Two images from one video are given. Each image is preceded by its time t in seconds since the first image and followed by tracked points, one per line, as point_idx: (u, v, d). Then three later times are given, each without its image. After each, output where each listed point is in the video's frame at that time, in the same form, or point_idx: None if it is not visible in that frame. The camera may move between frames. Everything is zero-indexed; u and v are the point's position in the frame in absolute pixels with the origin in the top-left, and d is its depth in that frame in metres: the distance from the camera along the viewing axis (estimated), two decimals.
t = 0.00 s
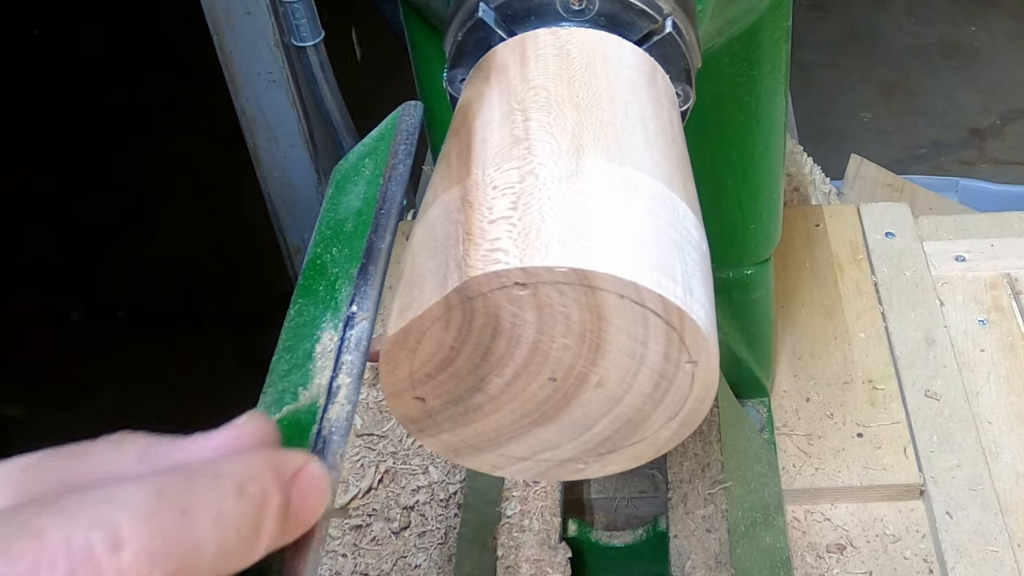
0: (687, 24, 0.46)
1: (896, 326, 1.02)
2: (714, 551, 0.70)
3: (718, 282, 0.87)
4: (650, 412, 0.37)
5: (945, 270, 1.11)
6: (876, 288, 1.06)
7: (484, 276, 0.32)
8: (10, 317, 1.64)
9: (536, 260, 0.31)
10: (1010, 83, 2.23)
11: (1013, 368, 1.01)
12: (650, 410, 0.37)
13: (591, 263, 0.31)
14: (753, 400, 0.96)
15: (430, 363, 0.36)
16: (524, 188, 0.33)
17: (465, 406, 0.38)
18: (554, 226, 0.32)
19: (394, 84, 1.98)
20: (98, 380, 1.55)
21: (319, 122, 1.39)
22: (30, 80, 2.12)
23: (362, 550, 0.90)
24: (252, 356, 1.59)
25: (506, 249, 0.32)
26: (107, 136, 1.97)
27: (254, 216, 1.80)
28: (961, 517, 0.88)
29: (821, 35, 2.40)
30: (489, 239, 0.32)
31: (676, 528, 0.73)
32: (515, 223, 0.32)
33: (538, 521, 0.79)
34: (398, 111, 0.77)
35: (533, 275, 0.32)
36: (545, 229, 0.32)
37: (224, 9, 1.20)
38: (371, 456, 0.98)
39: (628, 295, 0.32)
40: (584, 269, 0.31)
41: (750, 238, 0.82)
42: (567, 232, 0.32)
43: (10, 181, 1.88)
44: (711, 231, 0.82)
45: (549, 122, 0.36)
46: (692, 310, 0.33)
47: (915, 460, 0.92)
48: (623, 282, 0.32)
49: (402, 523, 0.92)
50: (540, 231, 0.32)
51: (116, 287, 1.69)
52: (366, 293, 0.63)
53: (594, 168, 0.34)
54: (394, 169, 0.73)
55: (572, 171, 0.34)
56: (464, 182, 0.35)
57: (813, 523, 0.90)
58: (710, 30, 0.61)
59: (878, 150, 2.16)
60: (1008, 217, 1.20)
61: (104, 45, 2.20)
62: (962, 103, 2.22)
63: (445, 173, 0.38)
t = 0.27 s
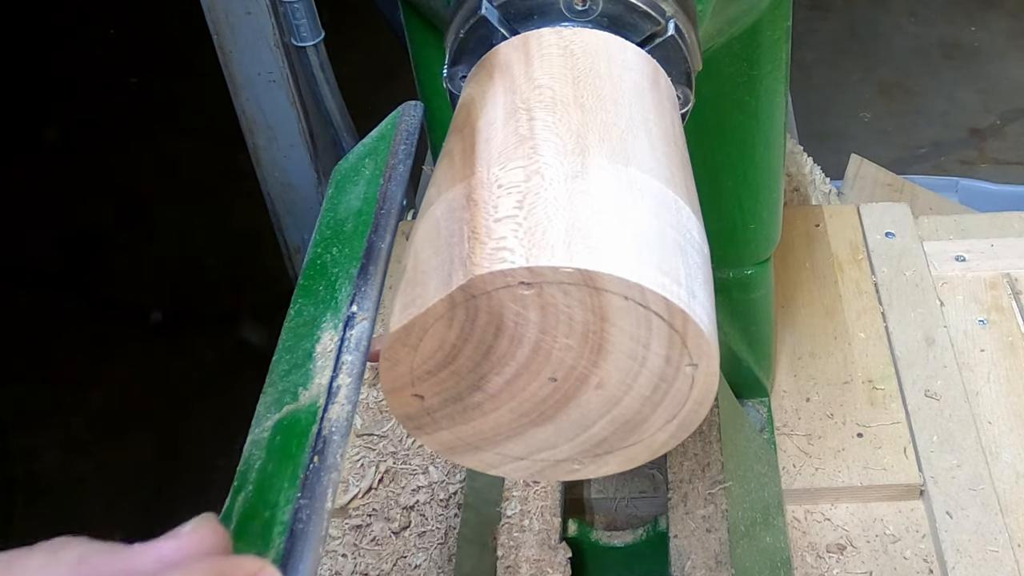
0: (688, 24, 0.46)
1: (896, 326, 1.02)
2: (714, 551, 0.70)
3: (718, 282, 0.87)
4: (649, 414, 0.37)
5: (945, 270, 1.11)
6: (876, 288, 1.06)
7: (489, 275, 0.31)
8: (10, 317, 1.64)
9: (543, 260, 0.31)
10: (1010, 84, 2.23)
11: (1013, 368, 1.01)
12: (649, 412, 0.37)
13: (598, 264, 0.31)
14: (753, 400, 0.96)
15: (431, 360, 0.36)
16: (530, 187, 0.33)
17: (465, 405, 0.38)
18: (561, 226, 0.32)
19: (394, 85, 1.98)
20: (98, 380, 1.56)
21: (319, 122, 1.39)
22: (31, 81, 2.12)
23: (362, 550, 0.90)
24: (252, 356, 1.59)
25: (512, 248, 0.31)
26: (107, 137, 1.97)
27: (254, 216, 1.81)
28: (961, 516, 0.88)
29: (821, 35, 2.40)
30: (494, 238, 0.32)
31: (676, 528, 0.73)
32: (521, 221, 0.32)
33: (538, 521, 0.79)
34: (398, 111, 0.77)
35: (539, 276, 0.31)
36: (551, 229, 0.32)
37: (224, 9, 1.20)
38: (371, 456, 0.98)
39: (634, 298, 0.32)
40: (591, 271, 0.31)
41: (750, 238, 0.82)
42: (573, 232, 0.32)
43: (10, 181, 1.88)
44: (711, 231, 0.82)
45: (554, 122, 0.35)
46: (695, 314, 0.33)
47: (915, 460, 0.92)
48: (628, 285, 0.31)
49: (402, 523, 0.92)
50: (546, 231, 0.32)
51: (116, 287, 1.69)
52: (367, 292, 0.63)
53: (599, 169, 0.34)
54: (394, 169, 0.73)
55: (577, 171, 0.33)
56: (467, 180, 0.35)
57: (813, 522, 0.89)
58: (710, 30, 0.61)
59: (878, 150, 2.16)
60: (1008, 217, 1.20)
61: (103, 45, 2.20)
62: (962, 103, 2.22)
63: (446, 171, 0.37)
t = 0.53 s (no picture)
0: (689, 27, 0.46)
1: (896, 326, 1.02)
2: (714, 551, 0.70)
3: (718, 281, 0.87)
4: (647, 416, 0.37)
5: (945, 270, 1.11)
6: (877, 288, 1.06)
7: (498, 272, 0.31)
8: (10, 317, 1.64)
9: (552, 259, 0.31)
10: (1010, 84, 2.23)
11: (1014, 368, 1.01)
12: (648, 414, 0.37)
13: (606, 265, 0.31)
14: (753, 400, 0.96)
15: (433, 356, 0.36)
16: (539, 186, 0.33)
17: (466, 402, 0.38)
18: (570, 227, 0.32)
19: (394, 84, 1.98)
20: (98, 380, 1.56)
21: (319, 122, 1.39)
22: (31, 81, 2.12)
23: (362, 550, 0.90)
24: (252, 356, 1.60)
25: (521, 247, 0.32)
26: (107, 137, 1.97)
27: (254, 216, 1.80)
28: (962, 517, 0.88)
29: (821, 35, 2.40)
30: (503, 236, 0.32)
31: (676, 528, 0.73)
32: (530, 221, 0.32)
33: (538, 521, 0.79)
34: (398, 111, 0.77)
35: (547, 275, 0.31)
36: (560, 230, 0.32)
37: (224, 9, 1.20)
38: (371, 456, 0.98)
39: (640, 300, 0.32)
40: (599, 272, 0.31)
41: (750, 238, 0.82)
42: (581, 233, 0.32)
43: (11, 180, 1.88)
44: (711, 230, 0.82)
45: (562, 122, 0.35)
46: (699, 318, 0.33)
47: (915, 460, 0.92)
48: (635, 287, 0.32)
49: (402, 523, 0.92)
50: (555, 230, 0.32)
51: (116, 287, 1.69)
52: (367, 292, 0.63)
53: (607, 170, 0.34)
54: (394, 169, 0.73)
55: (586, 172, 0.33)
56: (474, 177, 0.35)
57: (813, 523, 0.89)
58: (710, 30, 0.61)
59: (878, 150, 2.16)
60: (1009, 217, 1.20)
61: (103, 44, 2.20)
62: (962, 103, 2.22)
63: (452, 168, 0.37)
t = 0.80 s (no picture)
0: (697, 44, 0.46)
1: (896, 326, 1.02)
2: (715, 551, 0.70)
3: (718, 281, 0.86)
4: (634, 426, 0.38)
5: (945, 270, 1.11)
6: (876, 288, 1.06)
7: (532, 268, 0.31)
8: (10, 318, 1.64)
9: (589, 263, 0.31)
10: (1009, 83, 2.23)
11: (1014, 368, 1.01)
12: (637, 425, 0.38)
13: (639, 275, 0.31)
14: (753, 400, 0.95)
15: (444, 340, 0.35)
16: (572, 187, 0.33)
17: (462, 392, 0.37)
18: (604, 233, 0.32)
19: (393, 84, 1.98)
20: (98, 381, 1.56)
21: (319, 122, 1.39)
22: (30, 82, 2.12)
23: (362, 550, 0.90)
24: (252, 356, 1.60)
25: (556, 247, 0.31)
26: (107, 137, 1.97)
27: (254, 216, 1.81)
28: (961, 516, 0.88)
29: (821, 36, 2.40)
30: (538, 233, 0.32)
31: (676, 528, 0.73)
32: (565, 221, 0.32)
33: (538, 521, 0.79)
34: (398, 112, 0.77)
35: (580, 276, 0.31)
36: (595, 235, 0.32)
37: (223, 9, 1.20)
38: (371, 456, 0.98)
39: (658, 315, 0.32)
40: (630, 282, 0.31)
41: (750, 238, 0.82)
42: (615, 239, 0.32)
43: (10, 180, 1.88)
44: (712, 230, 0.82)
45: (592, 126, 0.35)
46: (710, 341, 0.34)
47: (916, 460, 0.92)
48: (662, 300, 0.32)
49: (402, 523, 0.92)
50: (589, 235, 0.32)
51: (116, 287, 1.69)
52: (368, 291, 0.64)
53: (636, 180, 0.34)
54: (394, 170, 0.73)
55: (617, 178, 0.33)
56: (503, 168, 0.34)
57: (814, 522, 0.89)
58: (710, 29, 0.61)
59: (878, 149, 2.16)
60: (1008, 217, 1.20)
61: (104, 46, 2.21)
62: (962, 103, 2.22)
63: (471, 154, 0.36)
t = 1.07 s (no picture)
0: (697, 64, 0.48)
1: (896, 326, 1.02)
2: (715, 551, 0.70)
3: (718, 281, 0.86)
4: (622, 435, 0.38)
5: (945, 270, 1.11)
6: (876, 288, 1.06)
7: (568, 268, 0.31)
8: (10, 318, 1.64)
9: (623, 271, 0.32)
10: (1009, 83, 2.23)
11: (1014, 368, 1.01)
12: (625, 436, 0.38)
13: (669, 289, 0.32)
14: (752, 400, 0.95)
15: (456, 327, 0.34)
16: (605, 192, 0.34)
17: (460, 379, 0.37)
18: (637, 242, 0.33)
19: (394, 84, 1.98)
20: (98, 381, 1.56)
21: (319, 122, 1.39)
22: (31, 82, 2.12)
23: (362, 550, 0.90)
24: (252, 356, 1.59)
25: (592, 250, 0.32)
26: (107, 137, 1.98)
27: (254, 216, 1.80)
28: (961, 516, 0.88)
29: (821, 36, 2.40)
30: (574, 233, 0.32)
31: (676, 528, 0.73)
32: (600, 226, 0.33)
33: (538, 521, 0.79)
34: (399, 111, 0.77)
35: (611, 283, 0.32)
36: (629, 244, 0.32)
37: (224, 9, 1.20)
38: (371, 456, 0.98)
39: (676, 331, 0.33)
40: (660, 294, 0.32)
41: (750, 238, 0.82)
42: (646, 250, 0.33)
43: (10, 181, 1.88)
44: (712, 229, 0.82)
45: (622, 134, 0.37)
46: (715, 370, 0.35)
47: (915, 460, 0.92)
48: (682, 316, 0.33)
49: (402, 523, 0.92)
50: (622, 243, 0.32)
51: (115, 287, 1.69)
52: (368, 289, 0.64)
53: (662, 195, 0.35)
54: (394, 170, 0.73)
55: (645, 191, 0.35)
56: (537, 163, 0.35)
57: (813, 523, 0.89)
58: (710, 29, 0.61)
59: (878, 150, 2.16)
60: (1008, 217, 1.20)
61: (104, 46, 2.21)
62: (962, 103, 2.22)
63: (497, 142, 0.36)
